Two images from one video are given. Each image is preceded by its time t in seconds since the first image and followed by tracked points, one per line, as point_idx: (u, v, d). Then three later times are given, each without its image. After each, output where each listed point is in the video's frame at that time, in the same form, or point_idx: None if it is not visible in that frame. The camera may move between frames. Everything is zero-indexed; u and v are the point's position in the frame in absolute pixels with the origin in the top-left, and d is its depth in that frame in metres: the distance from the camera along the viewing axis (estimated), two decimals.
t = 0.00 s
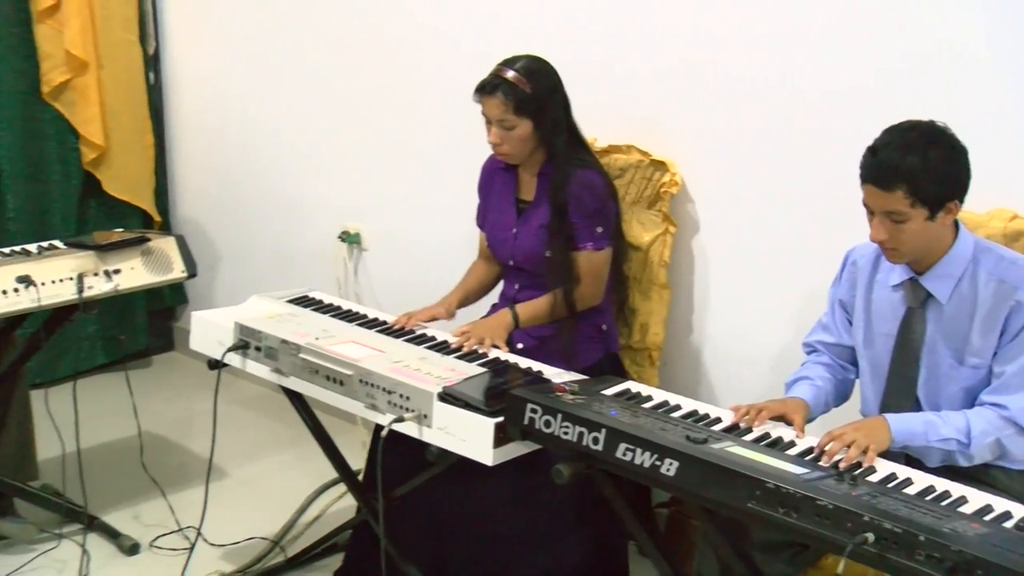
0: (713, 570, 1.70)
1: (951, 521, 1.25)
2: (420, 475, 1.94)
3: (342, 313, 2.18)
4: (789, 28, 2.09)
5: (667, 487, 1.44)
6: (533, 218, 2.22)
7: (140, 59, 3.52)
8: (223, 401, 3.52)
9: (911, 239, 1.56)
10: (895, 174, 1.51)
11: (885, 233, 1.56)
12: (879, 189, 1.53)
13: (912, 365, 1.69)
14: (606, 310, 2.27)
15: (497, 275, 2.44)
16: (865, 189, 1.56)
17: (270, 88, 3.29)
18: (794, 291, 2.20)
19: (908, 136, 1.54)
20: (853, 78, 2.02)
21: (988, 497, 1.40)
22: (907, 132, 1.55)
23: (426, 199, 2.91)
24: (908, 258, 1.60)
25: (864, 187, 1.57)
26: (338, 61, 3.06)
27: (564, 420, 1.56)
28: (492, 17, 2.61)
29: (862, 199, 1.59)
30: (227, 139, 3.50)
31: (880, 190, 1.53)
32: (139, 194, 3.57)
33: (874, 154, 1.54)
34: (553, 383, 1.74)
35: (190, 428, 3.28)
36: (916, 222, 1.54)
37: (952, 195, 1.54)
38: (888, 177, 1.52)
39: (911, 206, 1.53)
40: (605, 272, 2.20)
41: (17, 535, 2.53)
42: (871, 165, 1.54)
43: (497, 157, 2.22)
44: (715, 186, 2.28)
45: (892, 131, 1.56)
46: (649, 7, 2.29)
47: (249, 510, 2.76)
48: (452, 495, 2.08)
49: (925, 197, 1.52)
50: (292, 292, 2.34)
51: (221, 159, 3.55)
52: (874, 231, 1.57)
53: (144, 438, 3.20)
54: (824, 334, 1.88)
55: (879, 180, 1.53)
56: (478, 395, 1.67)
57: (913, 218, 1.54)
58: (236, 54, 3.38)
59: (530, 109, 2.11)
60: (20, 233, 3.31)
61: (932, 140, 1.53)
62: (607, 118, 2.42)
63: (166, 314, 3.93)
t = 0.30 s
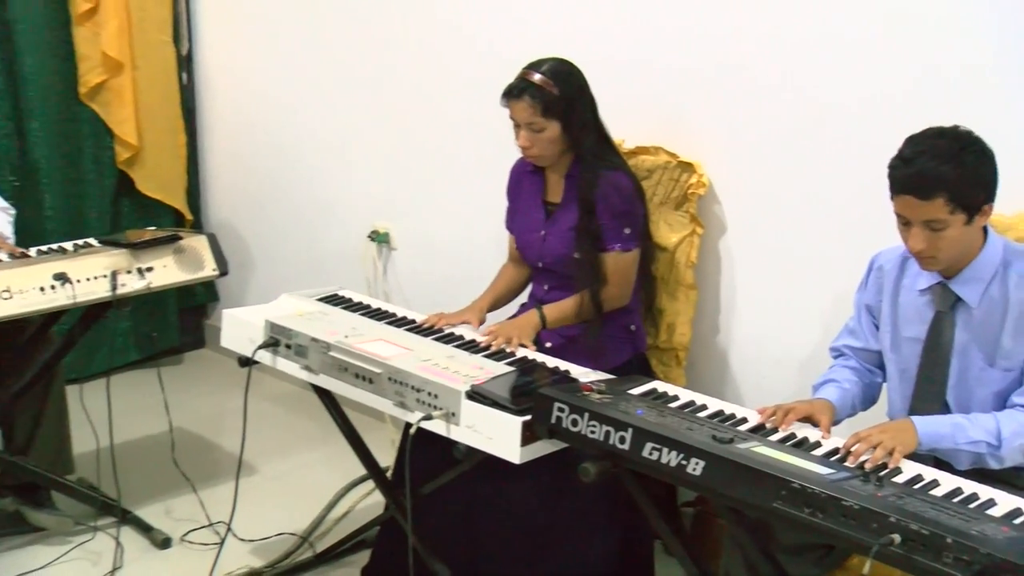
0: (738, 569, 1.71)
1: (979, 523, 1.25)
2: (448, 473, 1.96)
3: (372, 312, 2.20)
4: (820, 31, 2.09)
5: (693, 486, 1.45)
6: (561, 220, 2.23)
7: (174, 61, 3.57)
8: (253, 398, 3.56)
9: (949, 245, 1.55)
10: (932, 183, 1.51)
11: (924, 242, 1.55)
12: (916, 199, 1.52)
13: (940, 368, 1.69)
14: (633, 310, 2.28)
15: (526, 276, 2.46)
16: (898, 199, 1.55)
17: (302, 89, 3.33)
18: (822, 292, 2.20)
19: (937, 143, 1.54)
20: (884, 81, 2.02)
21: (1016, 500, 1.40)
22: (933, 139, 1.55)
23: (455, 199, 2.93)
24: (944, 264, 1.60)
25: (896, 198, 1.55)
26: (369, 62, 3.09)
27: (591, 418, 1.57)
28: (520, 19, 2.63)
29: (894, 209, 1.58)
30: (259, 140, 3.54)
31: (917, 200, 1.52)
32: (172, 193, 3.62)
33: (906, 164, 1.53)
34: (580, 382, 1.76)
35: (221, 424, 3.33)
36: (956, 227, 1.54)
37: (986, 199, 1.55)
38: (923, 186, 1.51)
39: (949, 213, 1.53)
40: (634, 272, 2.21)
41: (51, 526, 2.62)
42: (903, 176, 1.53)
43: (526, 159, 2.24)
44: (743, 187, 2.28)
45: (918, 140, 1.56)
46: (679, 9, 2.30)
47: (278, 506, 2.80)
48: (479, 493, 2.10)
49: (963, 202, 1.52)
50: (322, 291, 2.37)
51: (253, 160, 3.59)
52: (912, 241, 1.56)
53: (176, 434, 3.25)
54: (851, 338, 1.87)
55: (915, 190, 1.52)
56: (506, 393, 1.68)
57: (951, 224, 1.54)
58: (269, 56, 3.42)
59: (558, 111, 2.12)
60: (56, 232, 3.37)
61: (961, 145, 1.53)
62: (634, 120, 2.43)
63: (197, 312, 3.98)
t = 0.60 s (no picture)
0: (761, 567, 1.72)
1: (1004, 524, 1.25)
2: (473, 470, 1.98)
3: (399, 310, 2.23)
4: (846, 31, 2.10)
5: (716, 484, 1.46)
6: (586, 220, 2.25)
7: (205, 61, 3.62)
8: (281, 395, 3.61)
9: (973, 246, 1.55)
10: (956, 183, 1.51)
11: (948, 242, 1.55)
12: (939, 199, 1.53)
13: (965, 368, 1.69)
14: (657, 310, 2.30)
15: (551, 275, 2.48)
16: (922, 199, 1.55)
17: (331, 89, 3.37)
18: (847, 292, 2.20)
19: (962, 144, 1.54)
20: (911, 80, 2.02)
21: None
22: (960, 140, 1.55)
23: (481, 198, 2.96)
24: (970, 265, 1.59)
25: (921, 198, 1.56)
26: (398, 62, 3.11)
27: (615, 417, 1.58)
28: (547, 20, 2.64)
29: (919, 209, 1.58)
30: (288, 139, 3.59)
31: (941, 200, 1.52)
32: (202, 192, 3.67)
33: (930, 164, 1.54)
34: (606, 380, 1.77)
35: (249, 421, 3.37)
36: (980, 228, 1.54)
37: (1013, 199, 1.55)
38: (947, 187, 1.51)
39: (973, 213, 1.53)
40: (657, 273, 2.22)
41: (86, 518, 2.64)
42: (927, 176, 1.54)
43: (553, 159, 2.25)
44: (768, 188, 2.29)
45: (943, 141, 1.56)
46: (705, 10, 2.31)
47: (306, 501, 2.84)
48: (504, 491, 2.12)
49: (987, 203, 1.52)
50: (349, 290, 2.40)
51: (283, 159, 3.64)
52: (936, 241, 1.56)
53: (205, 430, 3.30)
54: (873, 337, 1.87)
55: (939, 190, 1.52)
56: (530, 391, 1.70)
57: (975, 225, 1.54)
58: (298, 57, 3.46)
59: (586, 112, 2.14)
60: (89, 230, 3.43)
61: (989, 146, 1.53)
62: (660, 120, 2.44)
63: (226, 309, 4.04)
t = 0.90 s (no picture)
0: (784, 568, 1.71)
1: None
2: (496, 469, 1.99)
3: (422, 309, 2.24)
4: (872, 31, 2.09)
5: (739, 485, 1.46)
6: (610, 220, 2.25)
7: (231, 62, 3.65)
8: (305, 393, 3.63)
9: (995, 249, 1.54)
10: (980, 186, 1.50)
11: (969, 244, 1.54)
12: (961, 201, 1.53)
13: (993, 371, 1.67)
14: (681, 310, 2.30)
15: (574, 274, 2.49)
16: (947, 201, 1.56)
17: (356, 90, 3.39)
18: (872, 293, 2.19)
19: (993, 147, 1.53)
20: (938, 81, 2.01)
21: None
22: (989, 143, 1.54)
23: (505, 198, 2.97)
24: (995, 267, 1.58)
25: (945, 199, 1.56)
26: (423, 62, 3.13)
27: (638, 417, 1.59)
28: (572, 21, 2.65)
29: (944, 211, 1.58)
30: (313, 140, 3.61)
31: (963, 202, 1.52)
32: (227, 190, 3.70)
33: (957, 166, 1.54)
34: (629, 381, 1.78)
35: (273, 419, 3.40)
36: (1003, 233, 1.53)
37: None
38: (971, 189, 1.51)
39: (996, 217, 1.52)
40: (683, 273, 2.23)
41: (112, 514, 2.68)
42: (951, 178, 1.54)
43: (578, 159, 2.26)
44: (793, 189, 2.28)
45: (971, 144, 1.56)
46: (731, 10, 2.30)
47: (330, 500, 2.86)
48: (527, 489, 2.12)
49: (1013, 208, 1.51)
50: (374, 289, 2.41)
51: (308, 159, 3.66)
52: (958, 243, 1.56)
53: (229, 428, 3.32)
54: (898, 340, 1.87)
55: (962, 192, 1.52)
56: (554, 391, 1.71)
57: (998, 229, 1.52)
58: (324, 58, 3.48)
59: (612, 111, 2.14)
60: (116, 228, 3.47)
61: (1019, 150, 1.52)
62: (685, 120, 2.43)
63: (251, 308, 4.07)
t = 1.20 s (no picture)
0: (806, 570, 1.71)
1: None
2: (519, 468, 1.99)
3: (446, 308, 2.25)
4: (899, 28, 2.07)
5: (763, 486, 1.46)
6: (635, 219, 2.25)
7: (256, 60, 3.67)
8: (328, 391, 3.65)
9: None
10: (1017, 181, 1.48)
11: (1010, 243, 1.52)
12: (999, 198, 1.51)
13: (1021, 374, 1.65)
14: (705, 310, 2.29)
15: (597, 273, 2.49)
16: (982, 200, 1.54)
17: (380, 88, 3.40)
18: (897, 294, 2.17)
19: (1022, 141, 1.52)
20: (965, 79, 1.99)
21: None
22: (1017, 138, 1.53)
23: (529, 197, 2.97)
24: None
25: (979, 199, 1.54)
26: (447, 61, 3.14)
27: (662, 417, 1.59)
28: (597, 20, 2.64)
29: (975, 212, 1.56)
30: (338, 139, 3.63)
31: (1002, 199, 1.50)
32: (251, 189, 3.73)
33: (988, 165, 1.52)
34: (654, 381, 1.78)
35: (297, 417, 3.42)
36: None
37: None
38: (1007, 186, 1.49)
39: None
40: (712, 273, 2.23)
41: (136, 510, 2.74)
42: (984, 177, 1.52)
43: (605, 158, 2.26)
44: (818, 188, 2.27)
45: (996, 142, 1.55)
46: (756, 7, 2.29)
47: (352, 498, 2.88)
48: (551, 490, 2.13)
49: None
50: (398, 287, 2.42)
51: (332, 157, 3.68)
52: (998, 243, 1.53)
53: (253, 425, 3.35)
54: (922, 340, 1.85)
55: (1000, 189, 1.50)
56: (577, 391, 1.71)
57: None
58: (348, 56, 3.50)
59: (641, 109, 2.14)
60: (141, 226, 3.50)
61: None
62: (709, 119, 2.43)
63: (275, 305, 4.10)
